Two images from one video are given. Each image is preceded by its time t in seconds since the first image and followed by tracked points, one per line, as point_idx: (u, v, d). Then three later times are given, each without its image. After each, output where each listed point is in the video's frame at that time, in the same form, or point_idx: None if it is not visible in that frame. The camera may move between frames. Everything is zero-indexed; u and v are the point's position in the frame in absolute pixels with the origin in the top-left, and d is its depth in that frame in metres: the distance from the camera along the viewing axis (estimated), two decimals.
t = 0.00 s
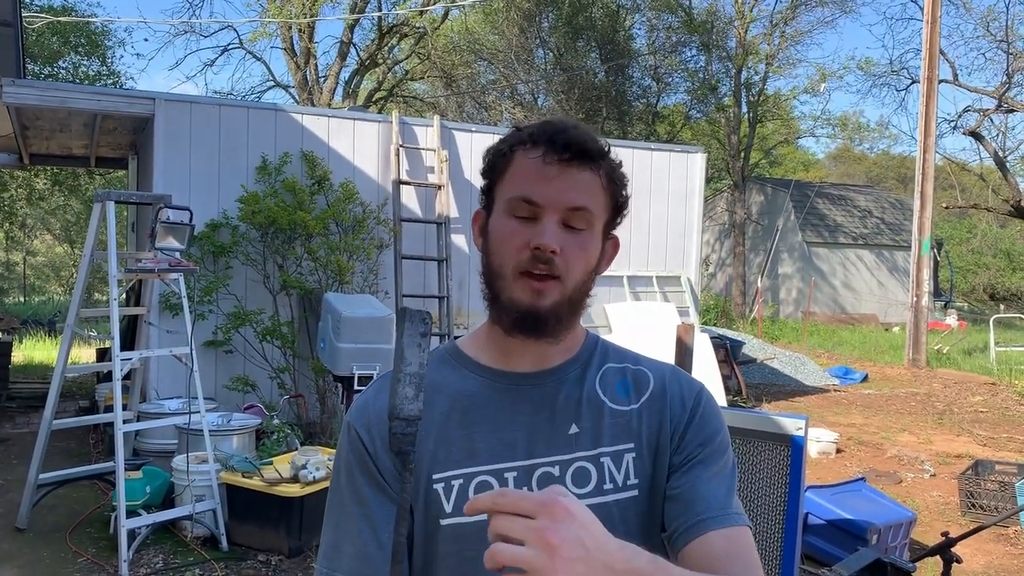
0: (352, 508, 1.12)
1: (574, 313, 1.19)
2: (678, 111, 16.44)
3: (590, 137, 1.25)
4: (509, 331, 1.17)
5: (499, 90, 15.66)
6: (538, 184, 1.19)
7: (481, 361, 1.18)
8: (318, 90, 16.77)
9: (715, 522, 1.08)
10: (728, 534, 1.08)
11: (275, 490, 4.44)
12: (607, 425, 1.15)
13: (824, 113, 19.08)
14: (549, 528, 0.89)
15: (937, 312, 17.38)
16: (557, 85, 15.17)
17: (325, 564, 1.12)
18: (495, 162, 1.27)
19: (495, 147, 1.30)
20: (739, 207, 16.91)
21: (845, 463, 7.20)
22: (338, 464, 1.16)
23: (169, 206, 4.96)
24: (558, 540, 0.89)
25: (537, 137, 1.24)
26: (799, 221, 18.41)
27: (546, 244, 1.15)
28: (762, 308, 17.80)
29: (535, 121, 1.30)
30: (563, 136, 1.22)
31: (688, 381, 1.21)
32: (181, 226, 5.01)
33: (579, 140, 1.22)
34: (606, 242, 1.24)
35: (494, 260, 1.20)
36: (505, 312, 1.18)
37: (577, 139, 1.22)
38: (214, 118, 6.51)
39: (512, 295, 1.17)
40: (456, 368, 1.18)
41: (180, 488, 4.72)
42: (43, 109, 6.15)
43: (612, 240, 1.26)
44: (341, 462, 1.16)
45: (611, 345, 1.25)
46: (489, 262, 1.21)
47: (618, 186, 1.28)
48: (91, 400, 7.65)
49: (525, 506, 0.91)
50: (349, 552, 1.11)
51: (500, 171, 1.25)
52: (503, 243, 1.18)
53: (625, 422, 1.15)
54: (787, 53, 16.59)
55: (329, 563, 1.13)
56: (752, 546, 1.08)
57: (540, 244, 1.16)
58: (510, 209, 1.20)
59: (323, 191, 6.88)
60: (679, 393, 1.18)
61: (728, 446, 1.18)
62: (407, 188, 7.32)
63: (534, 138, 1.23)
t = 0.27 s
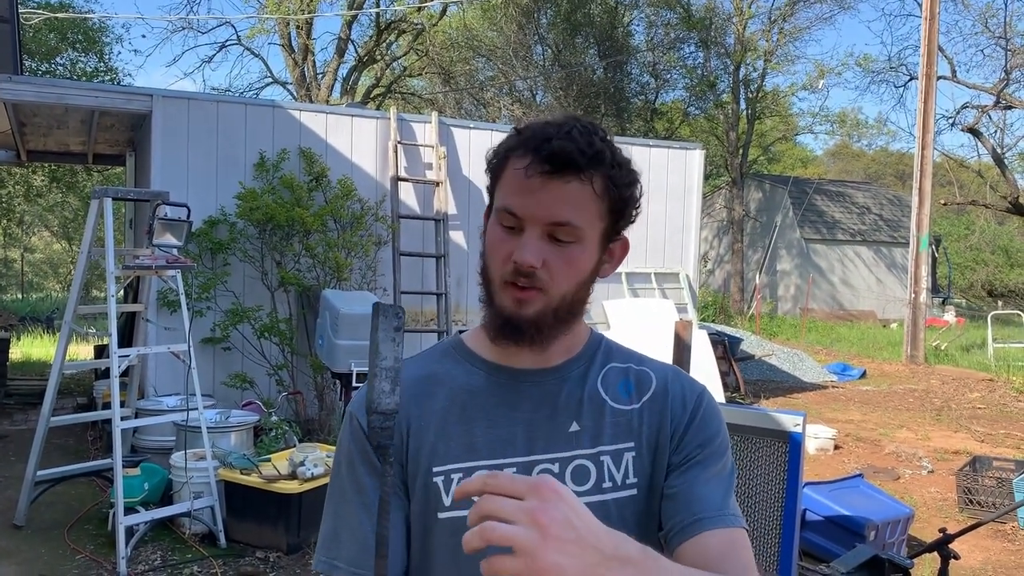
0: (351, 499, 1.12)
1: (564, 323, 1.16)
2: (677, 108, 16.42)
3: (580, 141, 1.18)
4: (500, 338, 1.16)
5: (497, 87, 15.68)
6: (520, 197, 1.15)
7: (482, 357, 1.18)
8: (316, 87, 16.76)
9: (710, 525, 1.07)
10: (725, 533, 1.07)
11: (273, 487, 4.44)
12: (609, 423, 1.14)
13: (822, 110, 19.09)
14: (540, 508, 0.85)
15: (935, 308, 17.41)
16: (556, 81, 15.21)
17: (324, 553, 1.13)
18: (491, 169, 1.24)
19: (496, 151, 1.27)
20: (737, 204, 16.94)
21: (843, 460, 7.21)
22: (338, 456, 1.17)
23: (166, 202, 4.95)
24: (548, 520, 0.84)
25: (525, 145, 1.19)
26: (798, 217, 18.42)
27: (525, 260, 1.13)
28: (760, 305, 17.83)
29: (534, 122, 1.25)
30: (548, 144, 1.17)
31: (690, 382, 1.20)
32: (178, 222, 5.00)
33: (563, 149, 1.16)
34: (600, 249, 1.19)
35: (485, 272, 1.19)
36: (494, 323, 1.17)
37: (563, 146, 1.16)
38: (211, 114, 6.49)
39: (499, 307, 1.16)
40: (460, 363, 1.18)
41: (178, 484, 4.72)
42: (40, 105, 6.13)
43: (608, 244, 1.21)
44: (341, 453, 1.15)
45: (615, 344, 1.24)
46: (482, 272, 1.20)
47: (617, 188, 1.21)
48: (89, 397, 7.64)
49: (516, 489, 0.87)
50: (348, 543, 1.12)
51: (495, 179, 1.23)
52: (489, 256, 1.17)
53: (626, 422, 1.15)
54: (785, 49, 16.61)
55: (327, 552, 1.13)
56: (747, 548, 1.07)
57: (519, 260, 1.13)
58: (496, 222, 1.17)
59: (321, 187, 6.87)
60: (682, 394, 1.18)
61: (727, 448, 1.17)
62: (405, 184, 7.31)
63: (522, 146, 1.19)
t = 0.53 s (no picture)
0: (356, 490, 1.12)
1: (568, 318, 1.16)
2: (675, 104, 16.47)
3: (582, 134, 1.18)
4: (503, 333, 1.16)
5: (496, 83, 15.59)
6: (522, 191, 1.16)
7: (489, 351, 1.18)
8: (314, 84, 16.73)
9: (702, 537, 1.06)
10: (715, 548, 1.06)
11: (272, 484, 4.44)
12: (616, 424, 1.14)
13: (820, 107, 19.08)
14: (530, 487, 0.85)
15: (932, 305, 17.43)
16: (554, 78, 15.15)
17: (325, 540, 1.14)
18: (498, 164, 1.25)
19: (503, 148, 1.28)
20: (735, 201, 16.95)
21: (842, 456, 7.22)
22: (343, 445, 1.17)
23: (164, 199, 4.94)
24: (537, 502, 0.84)
25: (528, 139, 1.19)
26: (796, 214, 18.43)
27: (527, 254, 1.12)
28: (758, 302, 17.85)
29: (539, 117, 1.25)
30: (550, 138, 1.17)
31: (699, 386, 1.19)
32: (176, 219, 5.00)
33: (564, 142, 1.16)
34: (603, 243, 1.18)
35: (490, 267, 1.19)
36: (498, 320, 1.17)
37: (563, 139, 1.17)
38: (209, 111, 6.48)
39: (503, 302, 1.16)
40: (470, 356, 1.18)
41: (177, 482, 4.72)
42: (37, 103, 6.11)
43: (612, 240, 1.21)
44: (347, 444, 1.15)
45: (624, 344, 1.24)
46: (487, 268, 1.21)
47: (622, 181, 1.20)
48: (88, 395, 7.64)
49: (510, 467, 0.87)
50: (351, 533, 1.12)
51: (500, 175, 1.23)
52: (493, 251, 1.17)
53: (632, 424, 1.14)
54: (784, 46, 16.61)
55: (329, 539, 1.14)
56: (734, 563, 1.06)
57: (520, 254, 1.13)
58: (500, 217, 1.18)
59: (319, 184, 6.87)
60: (690, 396, 1.17)
61: (730, 456, 1.16)
62: (403, 181, 7.31)
63: (525, 141, 1.20)
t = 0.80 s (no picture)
0: (359, 485, 1.12)
1: (569, 315, 1.15)
2: (674, 102, 16.48)
3: (579, 130, 1.19)
4: (505, 332, 1.16)
5: (495, 81, 15.52)
6: (520, 188, 1.16)
7: (493, 349, 1.17)
8: (313, 81, 16.73)
9: (699, 543, 1.08)
10: (712, 555, 1.08)
11: (272, 482, 4.44)
12: (620, 424, 1.14)
13: (819, 104, 19.06)
14: (516, 495, 0.89)
15: (932, 302, 17.42)
16: (553, 75, 15.06)
17: (327, 534, 1.15)
18: (500, 165, 1.26)
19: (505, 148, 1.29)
20: (734, 198, 16.95)
21: (841, 453, 7.23)
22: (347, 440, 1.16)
23: (163, 197, 4.93)
24: (524, 507, 0.88)
25: (526, 136, 1.20)
26: (794, 212, 18.42)
27: (525, 249, 1.12)
28: (757, 299, 17.84)
29: (539, 117, 1.26)
30: (546, 134, 1.18)
31: (705, 389, 1.19)
32: (175, 217, 4.99)
33: (559, 138, 1.16)
34: (603, 239, 1.18)
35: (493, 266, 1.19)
36: (501, 319, 1.17)
37: (560, 134, 1.17)
38: (208, 109, 6.47)
39: (505, 300, 1.16)
40: (475, 352, 1.18)
41: (176, 480, 4.72)
42: (35, 100, 6.10)
43: (613, 235, 1.21)
44: (350, 441, 1.15)
45: (629, 343, 1.23)
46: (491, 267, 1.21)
47: (621, 176, 1.20)
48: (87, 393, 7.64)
49: (493, 479, 0.90)
50: (356, 526, 1.12)
51: (502, 175, 1.24)
52: (494, 250, 1.17)
53: (637, 425, 1.14)
54: (782, 43, 16.60)
55: (332, 532, 1.14)
56: (732, 568, 1.09)
57: (519, 250, 1.13)
58: (501, 215, 1.18)
59: (318, 182, 6.86)
60: (695, 399, 1.17)
61: (732, 461, 1.17)
62: (402, 179, 7.31)
63: (523, 140, 1.21)
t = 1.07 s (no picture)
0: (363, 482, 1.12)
1: (570, 307, 1.15)
2: (675, 100, 16.47)
3: (569, 121, 1.20)
4: (508, 329, 1.16)
5: (496, 79, 15.48)
6: (515, 183, 1.17)
7: (496, 346, 1.17)
8: (313, 80, 16.72)
9: (706, 538, 1.08)
10: (721, 553, 1.08)
11: (272, 480, 4.44)
12: (624, 423, 1.14)
13: (820, 102, 19.05)
14: (522, 515, 0.90)
15: (932, 301, 17.41)
16: (554, 74, 15.02)
17: (331, 529, 1.15)
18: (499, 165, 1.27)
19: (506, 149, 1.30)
20: (735, 197, 16.95)
21: (842, 452, 7.22)
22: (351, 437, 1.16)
23: (164, 195, 4.93)
24: (529, 526, 0.89)
25: (519, 133, 1.21)
26: (795, 210, 18.41)
27: (521, 242, 1.13)
28: (758, 298, 17.83)
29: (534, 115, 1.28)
30: (537, 128, 1.19)
31: (709, 388, 1.19)
32: (176, 216, 4.99)
33: (549, 131, 1.17)
34: (601, 228, 1.17)
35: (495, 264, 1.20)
36: (504, 315, 1.17)
37: (549, 127, 1.18)
38: (209, 107, 6.47)
39: (507, 296, 1.16)
40: (476, 350, 1.18)
41: (177, 478, 4.72)
42: (35, 99, 6.09)
43: (612, 226, 1.20)
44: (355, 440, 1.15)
45: (633, 341, 1.23)
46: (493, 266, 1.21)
47: (617, 165, 1.20)
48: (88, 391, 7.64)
49: (499, 496, 0.91)
50: (358, 524, 1.12)
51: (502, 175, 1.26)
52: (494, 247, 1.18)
53: (641, 423, 1.14)
54: (783, 42, 16.60)
55: (337, 527, 1.14)
56: (742, 568, 1.09)
57: (515, 243, 1.13)
58: (500, 212, 1.19)
59: (319, 180, 6.86)
60: (700, 398, 1.17)
61: (737, 458, 1.17)
62: (403, 177, 7.30)
63: (517, 137, 1.22)
